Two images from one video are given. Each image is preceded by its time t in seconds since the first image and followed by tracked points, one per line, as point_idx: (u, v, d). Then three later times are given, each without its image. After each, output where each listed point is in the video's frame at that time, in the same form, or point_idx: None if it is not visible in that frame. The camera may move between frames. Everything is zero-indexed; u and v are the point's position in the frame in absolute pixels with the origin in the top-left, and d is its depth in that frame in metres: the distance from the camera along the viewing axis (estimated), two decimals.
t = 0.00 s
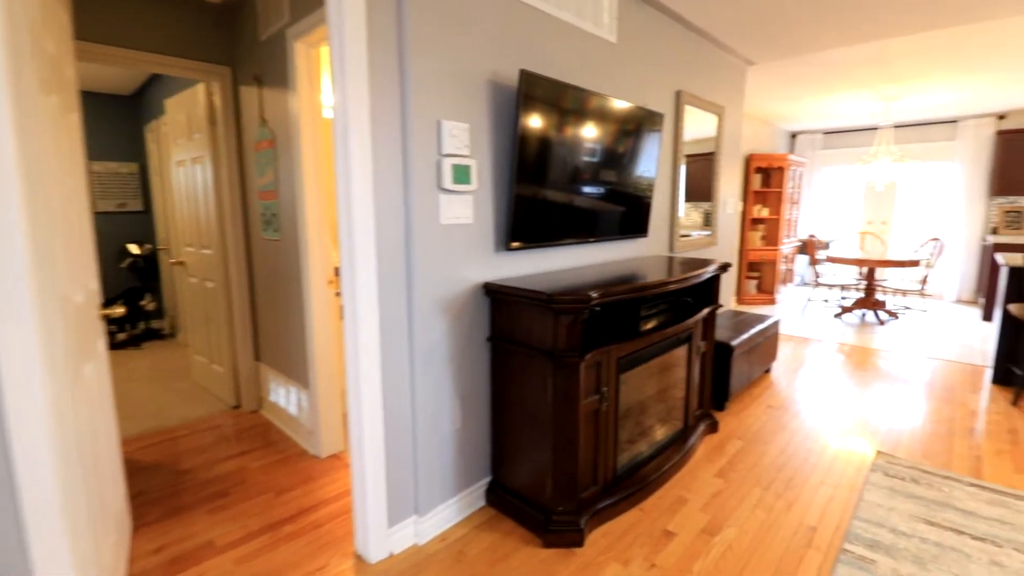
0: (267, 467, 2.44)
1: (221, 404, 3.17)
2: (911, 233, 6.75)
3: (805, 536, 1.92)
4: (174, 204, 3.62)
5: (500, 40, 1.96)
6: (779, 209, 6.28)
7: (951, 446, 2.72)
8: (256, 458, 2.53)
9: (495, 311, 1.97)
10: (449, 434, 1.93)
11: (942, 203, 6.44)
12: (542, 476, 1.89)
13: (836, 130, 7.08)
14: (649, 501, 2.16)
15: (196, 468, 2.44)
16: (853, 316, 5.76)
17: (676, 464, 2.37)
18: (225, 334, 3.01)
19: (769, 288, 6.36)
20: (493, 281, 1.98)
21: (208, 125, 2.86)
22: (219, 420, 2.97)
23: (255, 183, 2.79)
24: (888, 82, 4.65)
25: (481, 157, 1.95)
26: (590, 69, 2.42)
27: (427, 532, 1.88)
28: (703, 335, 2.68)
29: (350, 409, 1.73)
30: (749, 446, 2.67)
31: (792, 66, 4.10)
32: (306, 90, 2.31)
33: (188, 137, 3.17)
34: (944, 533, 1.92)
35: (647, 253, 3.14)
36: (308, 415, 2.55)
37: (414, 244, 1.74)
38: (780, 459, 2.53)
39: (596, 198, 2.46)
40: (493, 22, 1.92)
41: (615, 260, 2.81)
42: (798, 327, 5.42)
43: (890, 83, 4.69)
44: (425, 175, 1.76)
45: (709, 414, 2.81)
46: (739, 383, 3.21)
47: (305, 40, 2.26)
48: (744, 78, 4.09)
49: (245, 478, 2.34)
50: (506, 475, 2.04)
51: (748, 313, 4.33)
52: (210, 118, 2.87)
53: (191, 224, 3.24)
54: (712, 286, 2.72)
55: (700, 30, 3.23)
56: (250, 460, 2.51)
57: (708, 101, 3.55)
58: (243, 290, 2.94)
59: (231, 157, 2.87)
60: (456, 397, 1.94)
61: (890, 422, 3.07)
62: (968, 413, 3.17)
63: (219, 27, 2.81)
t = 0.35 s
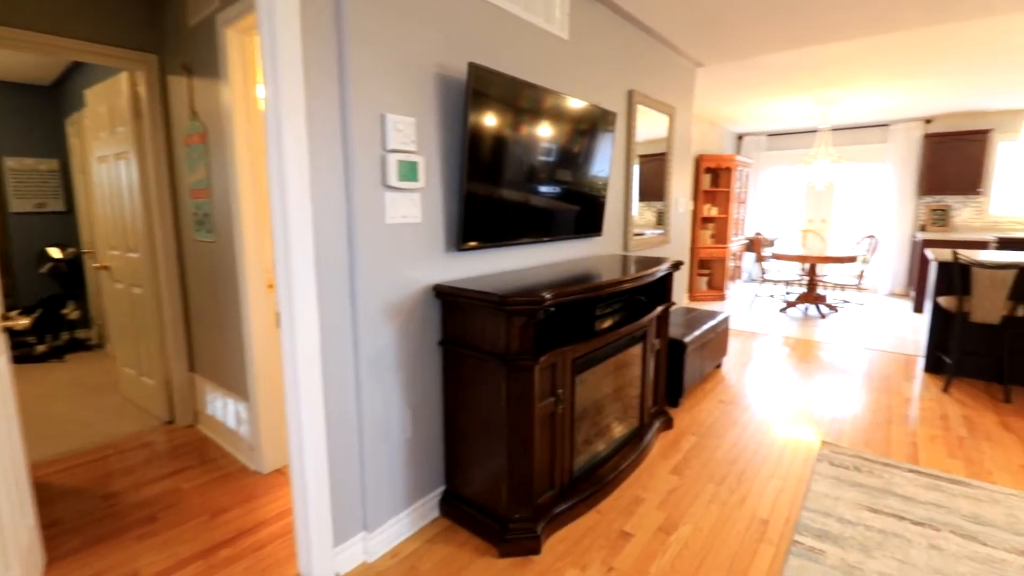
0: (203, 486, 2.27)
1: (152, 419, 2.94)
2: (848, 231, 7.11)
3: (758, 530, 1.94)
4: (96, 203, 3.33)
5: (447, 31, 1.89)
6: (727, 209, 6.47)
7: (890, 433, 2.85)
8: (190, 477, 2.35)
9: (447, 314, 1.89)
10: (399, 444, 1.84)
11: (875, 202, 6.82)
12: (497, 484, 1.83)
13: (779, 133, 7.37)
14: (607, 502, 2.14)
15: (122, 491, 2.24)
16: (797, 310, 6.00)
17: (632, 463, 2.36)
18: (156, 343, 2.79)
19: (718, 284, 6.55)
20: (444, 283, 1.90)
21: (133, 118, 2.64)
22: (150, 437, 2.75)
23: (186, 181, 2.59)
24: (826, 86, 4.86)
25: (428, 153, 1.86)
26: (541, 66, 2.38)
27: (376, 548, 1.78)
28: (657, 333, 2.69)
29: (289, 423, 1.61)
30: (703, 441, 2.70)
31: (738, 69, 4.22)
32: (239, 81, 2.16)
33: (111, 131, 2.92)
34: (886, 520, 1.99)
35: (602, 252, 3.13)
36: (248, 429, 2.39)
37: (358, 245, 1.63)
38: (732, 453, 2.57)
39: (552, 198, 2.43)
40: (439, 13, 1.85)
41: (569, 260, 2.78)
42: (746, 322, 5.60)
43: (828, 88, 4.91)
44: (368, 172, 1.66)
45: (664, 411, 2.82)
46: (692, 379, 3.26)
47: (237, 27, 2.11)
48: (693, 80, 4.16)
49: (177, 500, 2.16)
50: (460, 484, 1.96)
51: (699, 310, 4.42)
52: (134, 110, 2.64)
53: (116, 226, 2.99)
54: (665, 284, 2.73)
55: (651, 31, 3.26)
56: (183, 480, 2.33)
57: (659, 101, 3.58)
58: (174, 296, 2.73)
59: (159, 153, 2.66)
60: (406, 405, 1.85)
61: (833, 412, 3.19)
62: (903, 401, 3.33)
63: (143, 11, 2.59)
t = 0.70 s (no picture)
0: (120, 513, 2.05)
1: (63, 440, 2.65)
2: (786, 229, 7.45)
3: (707, 527, 1.95)
4: None
5: (383, 18, 1.77)
6: (674, 208, 6.63)
7: (829, 423, 2.96)
8: (105, 503, 2.12)
9: (387, 318, 1.78)
10: (338, 458, 1.72)
11: (810, 201, 7.17)
12: (443, 496, 1.74)
13: (721, 135, 7.63)
14: (559, 507, 2.10)
15: (22, 524, 1.99)
16: (740, 306, 6.22)
17: (584, 464, 2.33)
18: (65, 356, 2.51)
19: (667, 282, 6.70)
20: (384, 286, 1.79)
21: (32, 106, 2.36)
22: (60, 460, 2.47)
23: (97, 176, 2.35)
24: (765, 90, 5.04)
25: (365, 146, 1.75)
26: (486, 60, 2.31)
27: (313, 572, 1.66)
28: (607, 332, 2.67)
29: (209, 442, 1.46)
30: (653, 438, 2.70)
31: (682, 71, 4.30)
32: (153, 66, 1.96)
33: (8, 120, 2.61)
34: (827, 509, 2.04)
35: (552, 251, 3.09)
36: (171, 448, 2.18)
37: (285, 246, 1.50)
38: (682, 449, 2.58)
39: (504, 197, 2.39)
40: None
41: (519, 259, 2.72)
42: (694, 318, 5.74)
43: (767, 91, 5.10)
44: (296, 167, 1.52)
45: (615, 410, 2.80)
46: (643, 377, 3.28)
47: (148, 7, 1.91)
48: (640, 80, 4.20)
49: (88, 531, 1.94)
50: (405, 497, 1.86)
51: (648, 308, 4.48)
52: (33, 97, 2.37)
53: (16, 226, 2.68)
54: (614, 282, 2.72)
55: (598, 29, 3.25)
56: (97, 507, 2.10)
57: (607, 100, 3.59)
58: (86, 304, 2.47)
59: (65, 145, 2.39)
60: (344, 416, 1.73)
61: (777, 404, 3.28)
62: (840, 391, 3.48)
63: None
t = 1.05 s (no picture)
0: (22, 552, 1.81)
1: None
2: (734, 228, 7.67)
3: (665, 533, 1.91)
4: None
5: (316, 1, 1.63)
6: (628, 208, 6.70)
7: (779, 418, 3.00)
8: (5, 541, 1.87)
9: (326, 327, 1.64)
10: (270, 482, 1.57)
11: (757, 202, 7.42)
12: (389, 517, 1.62)
13: (673, 136, 7.77)
14: (514, 519, 2.01)
15: None
16: (693, 304, 6.34)
17: (541, 472, 2.25)
18: None
19: (622, 281, 6.76)
20: (321, 292, 1.65)
21: None
22: None
23: None
24: (714, 92, 5.15)
25: (296, 140, 1.60)
26: (431, 52, 2.19)
27: None
28: (563, 335, 2.60)
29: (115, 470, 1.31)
30: (611, 440, 2.65)
31: (635, 71, 4.31)
32: (53, 48, 1.73)
33: None
34: (782, 508, 2.05)
35: (506, 251, 3.00)
36: (84, 474, 1.95)
37: (202, 251, 1.34)
38: (640, 451, 2.53)
39: (459, 197, 2.33)
40: None
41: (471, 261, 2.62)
42: (649, 317, 5.80)
43: (716, 94, 5.21)
44: (215, 162, 1.37)
45: (572, 414, 2.72)
46: (600, 378, 3.24)
47: None
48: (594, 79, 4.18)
49: None
50: (348, 519, 1.73)
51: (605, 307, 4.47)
52: None
53: None
54: (569, 283, 2.66)
55: (550, 25, 3.18)
56: None
57: (560, 98, 3.53)
58: None
59: None
60: (278, 435, 1.58)
61: (730, 400, 3.31)
62: (788, 386, 3.56)
63: None
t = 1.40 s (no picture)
0: None
1: None
2: (683, 228, 7.84)
3: (622, 547, 1.84)
4: None
5: None
6: (580, 209, 6.70)
7: (730, 417, 3.02)
8: None
9: (247, 344, 1.46)
10: (180, 521, 1.38)
11: (704, 202, 7.61)
12: (323, 553, 1.47)
13: (622, 137, 7.86)
14: (465, 543, 1.89)
15: None
16: (644, 303, 6.42)
17: (494, 487, 2.13)
18: None
19: (575, 281, 6.76)
20: (241, 306, 1.47)
21: None
22: None
23: None
24: (661, 95, 5.20)
25: (207, 133, 1.41)
26: (367, 41, 2.03)
27: None
28: (515, 342, 2.49)
29: None
30: (565, 449, 2.56)
31: (585, 71, 4.28)
32: None
33: None
34: (736, 513, 2.02)
35: (455, 255, 2.87)
36: None
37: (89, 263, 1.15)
38: (595, 458, 2.46)
39: (409, 198, 2.24)
40: None
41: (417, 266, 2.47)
42: (602, 317, 5.81)
43: (664, 96, 5.27)
44: (104, 158, 1.17)
45: (526, 423, 2.61)
46: (554, 383, 3.16)
47: None
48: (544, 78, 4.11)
49: None
50: (278, 555, 1.56)
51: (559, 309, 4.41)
52: None
53: None
54: (520, 288, 2.55)
55: (498, 20, 3.07)
56: None
57: (509, 96, 3.43)
58: None
59: None
60: (191, 468, 1.40)
61: (683, 400, 3.30)
62: (738, 383, 3.60)
63: None
